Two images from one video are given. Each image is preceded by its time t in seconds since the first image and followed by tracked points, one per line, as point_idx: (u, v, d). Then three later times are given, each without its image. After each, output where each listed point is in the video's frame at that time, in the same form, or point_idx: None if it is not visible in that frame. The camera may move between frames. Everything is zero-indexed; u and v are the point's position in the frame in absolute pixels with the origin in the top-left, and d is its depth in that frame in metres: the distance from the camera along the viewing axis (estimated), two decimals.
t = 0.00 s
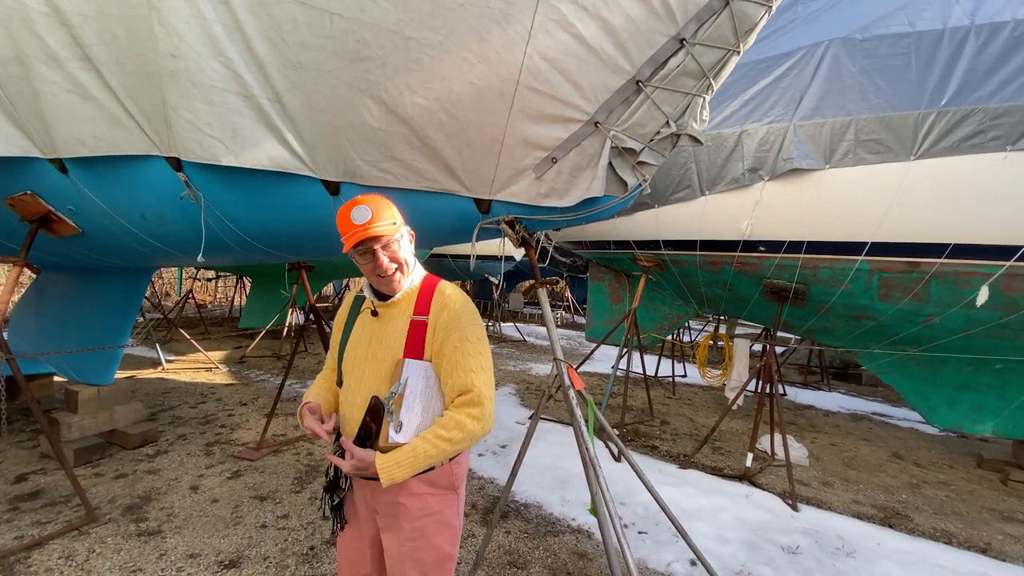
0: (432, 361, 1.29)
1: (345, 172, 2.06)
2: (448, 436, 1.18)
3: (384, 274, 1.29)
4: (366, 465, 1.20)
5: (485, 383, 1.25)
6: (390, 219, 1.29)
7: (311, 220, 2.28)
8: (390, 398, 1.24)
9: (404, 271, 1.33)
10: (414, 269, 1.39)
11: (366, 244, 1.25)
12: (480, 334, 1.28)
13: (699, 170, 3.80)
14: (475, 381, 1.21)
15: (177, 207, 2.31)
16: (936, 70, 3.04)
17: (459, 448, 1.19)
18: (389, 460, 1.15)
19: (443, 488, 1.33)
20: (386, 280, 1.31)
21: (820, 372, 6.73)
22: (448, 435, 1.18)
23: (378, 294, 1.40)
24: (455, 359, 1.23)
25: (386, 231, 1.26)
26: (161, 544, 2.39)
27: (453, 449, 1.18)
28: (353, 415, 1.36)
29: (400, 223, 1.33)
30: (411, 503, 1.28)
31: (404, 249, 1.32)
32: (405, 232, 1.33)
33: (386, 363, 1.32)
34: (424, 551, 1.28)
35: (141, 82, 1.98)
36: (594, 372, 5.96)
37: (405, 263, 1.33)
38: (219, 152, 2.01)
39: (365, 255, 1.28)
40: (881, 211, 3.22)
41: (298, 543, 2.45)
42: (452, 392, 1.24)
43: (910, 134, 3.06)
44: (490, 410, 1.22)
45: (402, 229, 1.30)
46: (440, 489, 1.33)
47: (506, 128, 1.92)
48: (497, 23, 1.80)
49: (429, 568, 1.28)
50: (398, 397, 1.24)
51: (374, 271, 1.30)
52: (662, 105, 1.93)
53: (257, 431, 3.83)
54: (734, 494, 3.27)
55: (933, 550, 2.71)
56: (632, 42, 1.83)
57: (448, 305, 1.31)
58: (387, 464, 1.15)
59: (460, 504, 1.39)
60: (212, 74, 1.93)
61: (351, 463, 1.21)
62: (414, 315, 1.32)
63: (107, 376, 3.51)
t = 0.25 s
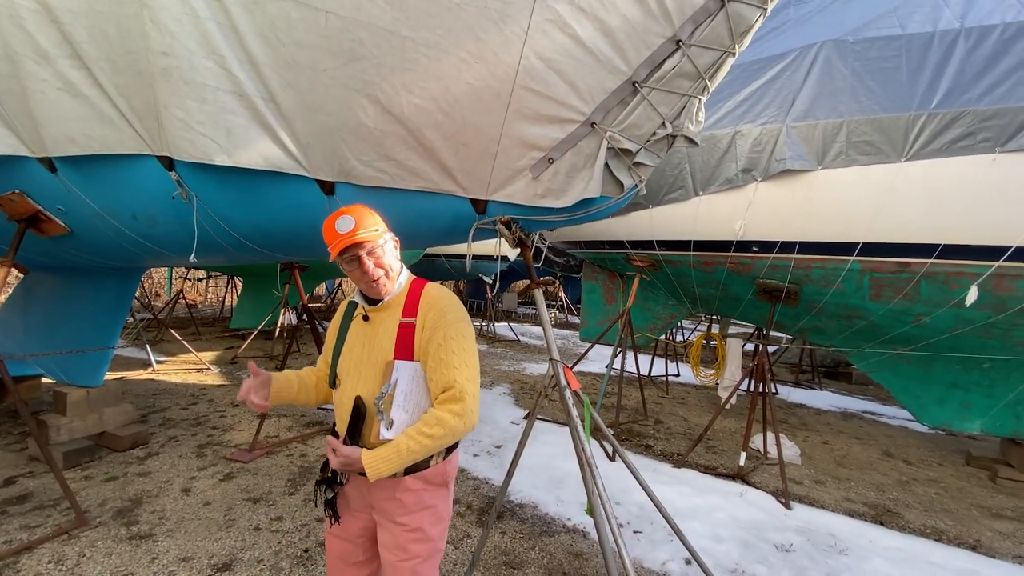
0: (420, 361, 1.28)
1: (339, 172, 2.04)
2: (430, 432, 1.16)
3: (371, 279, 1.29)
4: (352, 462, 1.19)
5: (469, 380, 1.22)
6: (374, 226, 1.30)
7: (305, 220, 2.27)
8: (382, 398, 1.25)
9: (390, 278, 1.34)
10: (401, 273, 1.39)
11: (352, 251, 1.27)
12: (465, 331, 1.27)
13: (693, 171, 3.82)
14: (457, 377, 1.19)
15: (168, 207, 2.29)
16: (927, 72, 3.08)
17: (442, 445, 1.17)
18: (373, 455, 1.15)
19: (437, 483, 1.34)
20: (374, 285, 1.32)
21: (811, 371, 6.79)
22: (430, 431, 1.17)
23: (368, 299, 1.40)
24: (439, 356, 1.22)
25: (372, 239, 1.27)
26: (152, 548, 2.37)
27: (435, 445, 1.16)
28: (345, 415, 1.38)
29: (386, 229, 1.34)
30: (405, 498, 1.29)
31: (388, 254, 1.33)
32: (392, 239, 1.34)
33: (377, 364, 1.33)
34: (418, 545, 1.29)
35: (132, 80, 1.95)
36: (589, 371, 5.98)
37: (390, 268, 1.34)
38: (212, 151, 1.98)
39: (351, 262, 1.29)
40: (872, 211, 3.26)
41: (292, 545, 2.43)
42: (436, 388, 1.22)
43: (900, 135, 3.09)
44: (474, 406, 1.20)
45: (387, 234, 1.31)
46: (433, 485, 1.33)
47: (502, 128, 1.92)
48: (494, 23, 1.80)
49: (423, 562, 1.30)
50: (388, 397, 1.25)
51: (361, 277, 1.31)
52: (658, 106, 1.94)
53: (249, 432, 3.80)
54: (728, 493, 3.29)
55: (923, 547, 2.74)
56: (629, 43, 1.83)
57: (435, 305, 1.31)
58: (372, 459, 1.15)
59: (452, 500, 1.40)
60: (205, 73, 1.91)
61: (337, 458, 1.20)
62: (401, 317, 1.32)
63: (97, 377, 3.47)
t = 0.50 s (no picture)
0: (415, 356, 1.28)
1: (339, 171, 2.03)
2: (424, 425, 1.16)
3: (368, 277, 1.29)
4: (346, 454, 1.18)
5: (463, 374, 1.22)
6: (367, 224, 1.29)
7: (303, 219, 2.25)
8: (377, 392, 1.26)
9: (384, 277, 1.33)
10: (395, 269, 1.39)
11: (346, 250, 1.26)
12: (458, 326, 1.27)
13: (689, 171, 3.84)
14: (450, 371, 1.19)
15: (164, 207, 2.26)
16: (920, 74, 3.11)
17: (436, 438, 1.17)
18: (368, 447, 1.15)
19: (436, 477, 1.33)
20: (371, 283, 1.31)
21: (804, 369, 6.85)
22: (424, 424, 1.16)
23: (364, 297, 1.39)
24: (432, 350, 1.22)
25: (365, 237, 1.27)
26: (147, 552, 2.33)
27: (429, 437, 1.16)
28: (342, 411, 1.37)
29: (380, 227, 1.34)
30: (403, 491, 1.28)
31: (383, 251, 1.32)
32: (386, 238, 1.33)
33: (372, 359, 1.32)
34: (417, 538, 1.29)
35: (128, 77, 1.92)
36: (584, 371, 5.99)
37: (386, 265, 1.33)
38: (210, 149, 1.96)
39: (346, 262, 1.28)
40: (866, 212, 3.29)
41: (289, 548, 2.41)
42: (430, 382, 1.22)
43: (894, 136, 3.13)
44: (467, 399, 1.20)
45: (380, 233, 1.31)
46: (431, 479, 1.32)
47: (504, 128, 1.91)
48: (496, 22, 1.79)
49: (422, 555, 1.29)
50: (384, 391, 1.25)
51: (357, 276, 1.30)
52: (660, 106, 1.94)
53: (244, 434, 3.77)
54: (725, 491, 3.31)
55: (917, 543, 2.77)
56: (632, 44, 1.83)
57: (429, 300, 1.30)
58: (367, 452, 1.15)
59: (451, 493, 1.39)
60: (202, 70, 1.89)
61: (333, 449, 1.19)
62: (396, 313, 1.31)
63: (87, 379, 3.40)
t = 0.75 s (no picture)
0: (408, 352, 1.27)
1: (338, 170, 2.01)
2: (416, 420, 1.15)
3: (365, 278, 1.27)
4: (337, 446, 1.16)
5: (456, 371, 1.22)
6: (363, 225, 1.28)
7: (300, 219, 2.23)
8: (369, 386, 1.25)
9: (382, 277, 1.32)
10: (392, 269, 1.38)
11: (343, 252, 1.25)
12: (452, 324, 1.26)
13: (685, 171, 3.86)
14: (443, 367, 1.19)
15: (158, 206, 2.23)
16: (913, 76, 3.15)
17: (428, 433, 1.16)
18: (360, 440, 1.14)
19: (436, 468, 1.32)
20: (368, 283, 1.30)
21: (795, 368, 6.91)
22: (417, 418, 1.15)
23: (359, 296, 1.38)
24: (426, 346, 1.21)
25: (362, 238, 1.25)
26: (141, 556, 2.30)
27: (421, 432, 1.15)
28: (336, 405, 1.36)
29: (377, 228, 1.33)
30: (402, 483, 1.28)
31: (380, 251, 1.31)
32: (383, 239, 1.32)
33: (366, 355, 1.31)
34: (419, 530, 1.28)
35: (123, 74, 1.90)
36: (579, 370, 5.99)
37: (383, 265, 1.32)
38: (207, 148, 1.93)
39: (343, 263, 1.28)
40: (860, 212, 3.33)
41: (286, 550, 2.38)
42: (422, 378, 1.21)
43: (887, 137, 3.16)
44: (459, 396, 1.19)
45: (377, 233, 1.30)
46: (431, 470, 1.31)
47: (504, 127, 1.91)
48: (498, 21, 1.79)
49: (428, 547, 1.28)
50: (375, 384, 1.24)
51: (353, 276, 1.29)
52: (660, 106, 1.95)
53: (237, 435, 3.73)
54: (720, 489, 3.32)
55: (910, 539, 2.80)
56: (633, 44, 1.84)
57: (423, 298, 1.30)
58: (359, 444, 1.14)
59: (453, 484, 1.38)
60: (199, 67, 1.86)
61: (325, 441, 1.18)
62: (390, 310, 1.30)
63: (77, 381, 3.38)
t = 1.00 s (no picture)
0: (403, 345, 1.27)
1: (334, 169, 2.01)
2: (413, 410, 1.16)
3: (358, 274, 1.29)
4: (336, 439, 1.17)
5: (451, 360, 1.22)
6: (357, 223, 1.30)
7: (295, 218, 2.22)
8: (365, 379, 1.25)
9: (377, 272, 1.33)
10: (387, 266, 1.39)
11: (337, 249, 1.27)
12: (446, 315, 1.27)
13: (677, 171, 3.88)
14: (439, 357, 1.19)
15: (151, 205, 2.21)
16: (901, 78, 3.20)
17: (426, 423, 1.16)
18: (358, 432, 1.14)
19: (426, 465, 1.32)
20: (362, 280, 1.31)
21: (785, 366, 6.99)
22: (414, 408, 1.16)
23: (354, 292, 1.39)
24: (421, 337, 1.22)
25: (356, 235, 1.27)
26: (133, 558, 2.28)
27: (419, 422, 1.16)
28: (329, 399, 1.36)
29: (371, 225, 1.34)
30: (394, 480, 1.27)
31: (373, 248, 1.33)
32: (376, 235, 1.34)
33: (362, 348, 1.31)
34: (410, 527, 1.27)
35: (116, 71, 1.88)
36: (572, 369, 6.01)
37: (377, 262, 1.34)
38: (201, 146, 1.92)
39: (338, 259, 1.30)
40: (850, 212, 3.38)
41: (281, 551, 2.37)
42: (419, 368, 1.21)
43: (877, 138, 3.21)
44: (455, 385, 1.20)
45: (370, 230, 1.31)
46: (422, 467, 1.31)
47: (501, 126, 1.92)
48: (495, 21, 1.79)
49: (417, 545, 1.27)
50: (371, 376, 1.24)
51: (347, 272, 1.30)
52: (656, 107, 1.96)
53: (230, 436, 3.70)
54: (713, 486, 3.35)
55: (900, 535, 2.85)
56: (629, 45, 1.85)
57: (417, 291, 1.31)
58: (357, 436, 1.14)
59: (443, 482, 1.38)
60: (194, 65, 1.85)
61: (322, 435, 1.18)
62: (385, 305, 1.31)
63: (65, 382, 3.35)
